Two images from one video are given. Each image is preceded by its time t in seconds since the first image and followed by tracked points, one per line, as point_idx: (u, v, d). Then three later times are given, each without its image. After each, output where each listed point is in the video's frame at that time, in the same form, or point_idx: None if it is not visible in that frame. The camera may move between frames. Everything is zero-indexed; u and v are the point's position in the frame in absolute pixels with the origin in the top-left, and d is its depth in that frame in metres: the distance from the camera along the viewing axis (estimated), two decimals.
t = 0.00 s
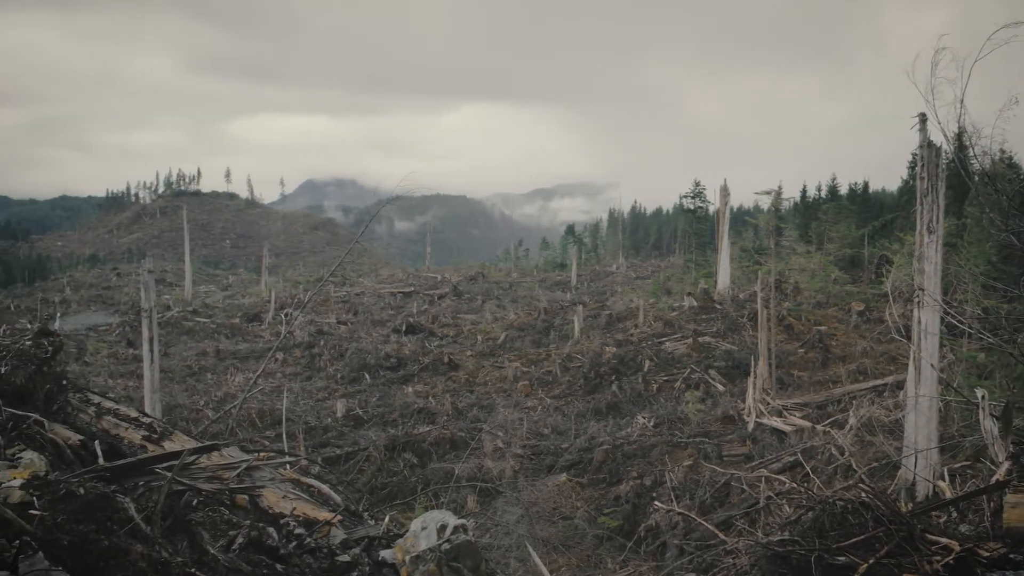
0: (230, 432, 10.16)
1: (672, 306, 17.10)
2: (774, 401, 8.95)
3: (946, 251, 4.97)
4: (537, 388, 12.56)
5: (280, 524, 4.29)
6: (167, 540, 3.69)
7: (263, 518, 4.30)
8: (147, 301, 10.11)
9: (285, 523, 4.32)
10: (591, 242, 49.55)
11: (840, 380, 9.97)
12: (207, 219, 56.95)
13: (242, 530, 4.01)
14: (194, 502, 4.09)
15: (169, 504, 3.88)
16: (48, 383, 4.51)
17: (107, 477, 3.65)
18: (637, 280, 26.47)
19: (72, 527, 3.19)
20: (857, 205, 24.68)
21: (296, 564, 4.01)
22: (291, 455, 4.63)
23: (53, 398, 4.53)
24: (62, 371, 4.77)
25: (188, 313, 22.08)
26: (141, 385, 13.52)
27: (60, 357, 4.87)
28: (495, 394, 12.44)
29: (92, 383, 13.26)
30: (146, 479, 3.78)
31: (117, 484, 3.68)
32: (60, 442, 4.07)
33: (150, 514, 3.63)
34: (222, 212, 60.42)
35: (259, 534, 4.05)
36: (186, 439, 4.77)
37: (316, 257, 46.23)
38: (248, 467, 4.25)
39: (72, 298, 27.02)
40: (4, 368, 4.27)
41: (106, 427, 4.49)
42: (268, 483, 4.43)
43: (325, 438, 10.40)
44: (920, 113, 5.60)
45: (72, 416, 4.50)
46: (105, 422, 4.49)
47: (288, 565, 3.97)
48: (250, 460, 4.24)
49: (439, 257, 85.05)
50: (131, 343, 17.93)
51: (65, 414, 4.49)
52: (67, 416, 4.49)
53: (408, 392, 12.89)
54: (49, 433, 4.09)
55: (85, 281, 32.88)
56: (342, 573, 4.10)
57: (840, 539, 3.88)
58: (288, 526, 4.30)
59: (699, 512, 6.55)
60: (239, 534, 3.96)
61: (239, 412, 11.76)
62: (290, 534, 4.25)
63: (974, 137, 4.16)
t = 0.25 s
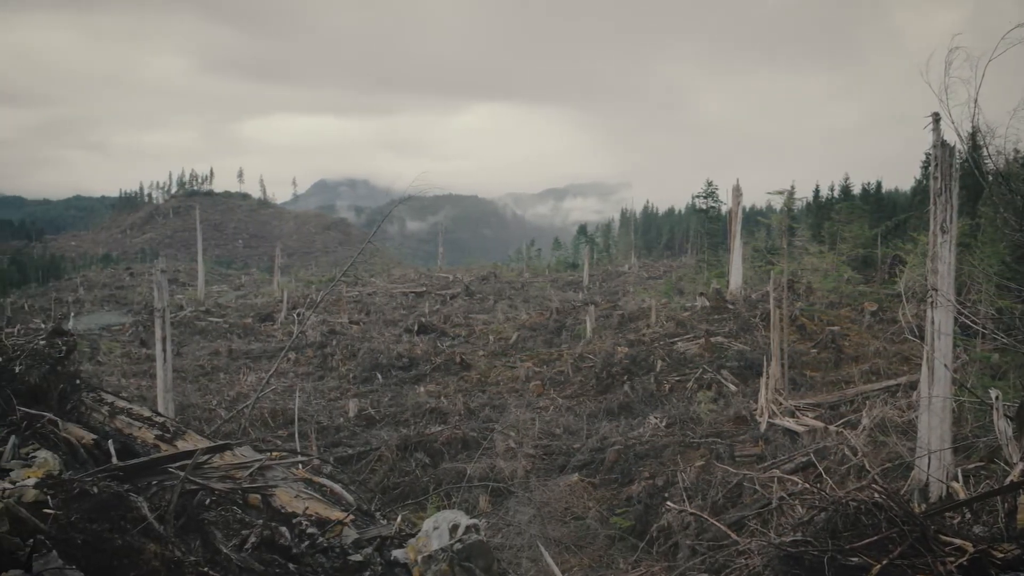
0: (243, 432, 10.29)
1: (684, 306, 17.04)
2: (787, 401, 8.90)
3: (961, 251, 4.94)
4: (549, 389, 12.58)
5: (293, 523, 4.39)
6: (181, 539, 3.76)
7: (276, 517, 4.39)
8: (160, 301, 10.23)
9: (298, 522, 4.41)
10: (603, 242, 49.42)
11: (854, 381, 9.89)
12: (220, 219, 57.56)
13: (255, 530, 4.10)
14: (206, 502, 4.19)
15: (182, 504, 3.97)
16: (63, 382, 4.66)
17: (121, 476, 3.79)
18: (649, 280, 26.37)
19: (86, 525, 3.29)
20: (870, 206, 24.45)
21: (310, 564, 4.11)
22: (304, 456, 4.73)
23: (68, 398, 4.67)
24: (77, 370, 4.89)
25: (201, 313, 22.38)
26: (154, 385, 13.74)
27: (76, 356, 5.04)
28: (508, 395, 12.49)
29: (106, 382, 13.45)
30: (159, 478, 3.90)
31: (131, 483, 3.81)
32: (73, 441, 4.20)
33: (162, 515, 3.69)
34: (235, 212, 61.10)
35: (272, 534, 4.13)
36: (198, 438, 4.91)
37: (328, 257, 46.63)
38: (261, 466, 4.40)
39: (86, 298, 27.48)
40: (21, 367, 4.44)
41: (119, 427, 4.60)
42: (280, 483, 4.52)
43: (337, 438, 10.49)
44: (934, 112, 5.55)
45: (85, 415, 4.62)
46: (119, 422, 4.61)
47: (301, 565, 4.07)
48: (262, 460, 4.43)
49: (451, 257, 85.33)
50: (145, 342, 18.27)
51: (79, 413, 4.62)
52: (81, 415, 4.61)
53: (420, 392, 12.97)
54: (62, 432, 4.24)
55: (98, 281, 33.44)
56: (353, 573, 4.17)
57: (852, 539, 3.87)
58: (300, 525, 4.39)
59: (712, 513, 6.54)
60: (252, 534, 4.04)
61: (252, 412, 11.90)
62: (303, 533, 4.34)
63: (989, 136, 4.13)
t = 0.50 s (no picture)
0: (256, 431, 10.43)
1: (696, 306, 16.97)
2: (800, 402, 8.85)
3: (974, 251, 4.91)
4: (561, 389, 12.61)
5: (306, 522, 4.47)
6: (194, 538, 3.81)
7: (288, 517, 4.50)
8: (172, 301, 10.35)
9: (310, 521, 4.49)
10: (615, 242, 49.31)
11: (867, 381, 9.81)
12: (233, 220, 58.22)
13: (269, 529, 4.23)
14: (220, 502, 4.33)
15: (196, 503, 4.05)
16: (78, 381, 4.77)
17: (134, 475, 3.88)
18: (661, 280, 26.26)
19: (100, 524, 3.35)
20: (885, 205, 24.21)
21: (321, 563, 4.22)
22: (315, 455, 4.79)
23: (82, 397, 4.75)
24: (91, 371, 5.02)
25: (214, 313, 22.67)
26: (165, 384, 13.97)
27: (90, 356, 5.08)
28: (520, 395, 12.53)
29: (120, 382, 13.64)
30: (172, 477, 3.98)
31: (144, 482, 3.91)
32: (87, 440, 4.31)
33: (177, 513, 3.76)
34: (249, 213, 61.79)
35: (285, 533, 4.24)
36: (212, 438, 5.03)
37: (341, 257, 47.03)
38: (272, 466, 4.43)
39: (99, 299, 27.96)
40: (34, 367, 4.51)
41: (133, 426, 4.71)
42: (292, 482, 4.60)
43: (349, 438, 10.60)
44: (947, 112, 5.52)
45: (99, 415, 4.73)
46: (132, 421, 4.73)
47: (313, 564, 4.18)
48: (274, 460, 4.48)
49: (463, 258, 85.60)
50: (157, 342, 18.62)
51: (93, 413, 4.73)
52: (95, 414, 4.73)
53: (432, 392, 13.04)
54: (77, 431, 4.35)
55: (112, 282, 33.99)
56: (365, 572, 4.26)
57: (865, 540, 3.86)
58: (312, 524, 4.47)
59: (724, 513, 6.53)
60: (264, 533, 4.16)
61: (265, 411, 12.04)
62: (315, 532, 4.42)
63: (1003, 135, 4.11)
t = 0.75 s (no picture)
0: (269, 430, 10.57)
1: (709, 306, 16.89)
2: (813, 402, 8.79)
3: (989, 250, 4.87)
4: (573, 388, 12.63)
5: (319, 522, 4.54)
6: (208, 537, 3.93)
7: (302, 516, 4.56)
8: (186, 301, 10.52)
9: (323, 520, 4.56)
10: (627, 242, 49.18)
11: (880, 382, 9.72)
12: (246, 220, 58.89)
13: (281, 529, 4.30)
14: (232, 501, 4.43)
15: (208, 503, 4.12)
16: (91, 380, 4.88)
17: (147, 474, 3.94)
18: (673, 280, 26.15)
19: (113, 524, 3.44)
20: (898, 205, 23.96)
21: (334, 562, 4.30)
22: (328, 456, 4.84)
23: (95, 397, 4.85)
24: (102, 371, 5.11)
25: (226, 313, 22.96)
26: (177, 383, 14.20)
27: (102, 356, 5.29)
28: (532, 394, 12.56)
29: (134, 381, 13.89)
30: (184, 477, 4.01)
31: (157, 481, 3.95)
32: (101, 440, 4.37)
33: (189, 512, 3.84)
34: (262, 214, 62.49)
35: (297, 533, 4.33)
36: (224, 438, 5.14)
37: (353, 257, 47.41)
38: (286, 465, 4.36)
39: (112, 299, 28.43)
40: (50, 367, 4.64)
41: (146, 425, 4.81)
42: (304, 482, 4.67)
43: (362, 437, 10.70)
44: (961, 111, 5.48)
45: (112, 414, 4.82)
46: (146, 421, 4.83)
47: (326, 564, 4.25)
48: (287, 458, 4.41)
49: (475, 258, 85.84)
50: (170, 341, 18.92)
51: (105, 412, 4.82)
52: (108, 413, 4.83)
53: (444, 392, 13.10)
54: (90, 431, 4.38)
55: (125, 282, 34.54)
56: (377, 572, 4.32)
57: (880, 541, 3.83)
58: (325, 523, 4.54)
59: (737, 513, 6.52)
60: (276, 532, 4.24)
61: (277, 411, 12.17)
62: (327, 532, 4.49)
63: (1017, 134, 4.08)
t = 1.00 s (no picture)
0: (282, 430, 10.71)
1: (721, 306, 16.81)
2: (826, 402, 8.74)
3: (1004, 250, 4.82)
4: (586, 388, 12.66)
5: (331, 522, 4.63)
6: (221, 536, 4.00)
7: (314, 515, 4.66)
8: (199, 301, 10.68)
9: (335, 521, 4.65)
10: (639, 242, 49.00)
11: (893, 382, 9.63)
12: (259, 220, 59.51)
13: (294, 528, 4.39)
14: (245, 499, 4.50)
15: (221, 502, 4.20)
16: (106, 379, 5.01)
17: (161, 473, 4.03)
18: (686, 280, 26.02)
19: (126, 523, 3.51)
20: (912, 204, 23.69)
21: (346, 562, 4.38)
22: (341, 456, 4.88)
23: (109, 396, 4.98)
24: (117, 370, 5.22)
25: (239, 313, 23.25)
26: (190, 382, 14.42)
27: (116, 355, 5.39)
28: (544, 394, 12.59)
29: (148, 380, 14.12)
30: (198, 476, 4.10)
31: (171, 480, 4.05)
32: (115, 440, 4.48)
33: (202, 511, 3.91)
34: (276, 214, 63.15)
35: (309, 532, 4.41)
36: (237, 436, 5.24)
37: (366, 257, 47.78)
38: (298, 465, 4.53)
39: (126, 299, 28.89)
40: (64, 366, 4.74)
41: (160, 425, 4.93)
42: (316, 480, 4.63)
43: (374, 437, 10.80)
44: (976, 110, 5.43)
45: (126, 413, 4.96)
46: (159, 420, 4.95)
47: (338, 564, 4.34)
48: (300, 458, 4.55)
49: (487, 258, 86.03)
50: (183, 340, 19.24)
51: (119, 411, 4.96)
52: (122, 413, 4.96)
53: (456, 392, 13.17)
54: (104, 431, 4.50)
55: (139, 282, 35.09)
56: (388, 572, 4.40)
57: (892, 542, 3.83)
58: (337, 524, 4.62)
59: (749, 514, 6.51)
60: (289, 532, 4.32)
61: (289, 411, 12.31)
62: (339, 532, 4.58)
63: None
